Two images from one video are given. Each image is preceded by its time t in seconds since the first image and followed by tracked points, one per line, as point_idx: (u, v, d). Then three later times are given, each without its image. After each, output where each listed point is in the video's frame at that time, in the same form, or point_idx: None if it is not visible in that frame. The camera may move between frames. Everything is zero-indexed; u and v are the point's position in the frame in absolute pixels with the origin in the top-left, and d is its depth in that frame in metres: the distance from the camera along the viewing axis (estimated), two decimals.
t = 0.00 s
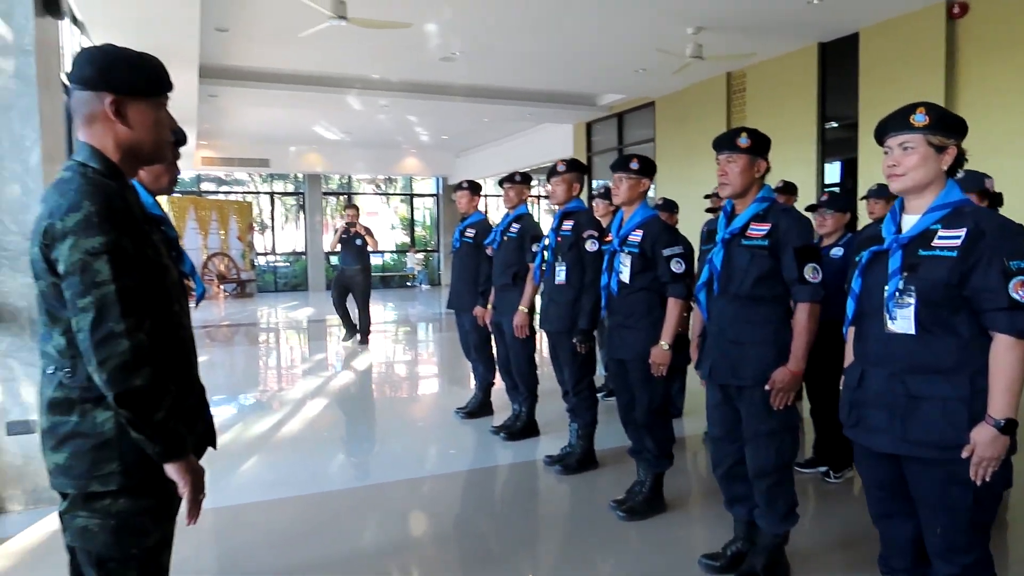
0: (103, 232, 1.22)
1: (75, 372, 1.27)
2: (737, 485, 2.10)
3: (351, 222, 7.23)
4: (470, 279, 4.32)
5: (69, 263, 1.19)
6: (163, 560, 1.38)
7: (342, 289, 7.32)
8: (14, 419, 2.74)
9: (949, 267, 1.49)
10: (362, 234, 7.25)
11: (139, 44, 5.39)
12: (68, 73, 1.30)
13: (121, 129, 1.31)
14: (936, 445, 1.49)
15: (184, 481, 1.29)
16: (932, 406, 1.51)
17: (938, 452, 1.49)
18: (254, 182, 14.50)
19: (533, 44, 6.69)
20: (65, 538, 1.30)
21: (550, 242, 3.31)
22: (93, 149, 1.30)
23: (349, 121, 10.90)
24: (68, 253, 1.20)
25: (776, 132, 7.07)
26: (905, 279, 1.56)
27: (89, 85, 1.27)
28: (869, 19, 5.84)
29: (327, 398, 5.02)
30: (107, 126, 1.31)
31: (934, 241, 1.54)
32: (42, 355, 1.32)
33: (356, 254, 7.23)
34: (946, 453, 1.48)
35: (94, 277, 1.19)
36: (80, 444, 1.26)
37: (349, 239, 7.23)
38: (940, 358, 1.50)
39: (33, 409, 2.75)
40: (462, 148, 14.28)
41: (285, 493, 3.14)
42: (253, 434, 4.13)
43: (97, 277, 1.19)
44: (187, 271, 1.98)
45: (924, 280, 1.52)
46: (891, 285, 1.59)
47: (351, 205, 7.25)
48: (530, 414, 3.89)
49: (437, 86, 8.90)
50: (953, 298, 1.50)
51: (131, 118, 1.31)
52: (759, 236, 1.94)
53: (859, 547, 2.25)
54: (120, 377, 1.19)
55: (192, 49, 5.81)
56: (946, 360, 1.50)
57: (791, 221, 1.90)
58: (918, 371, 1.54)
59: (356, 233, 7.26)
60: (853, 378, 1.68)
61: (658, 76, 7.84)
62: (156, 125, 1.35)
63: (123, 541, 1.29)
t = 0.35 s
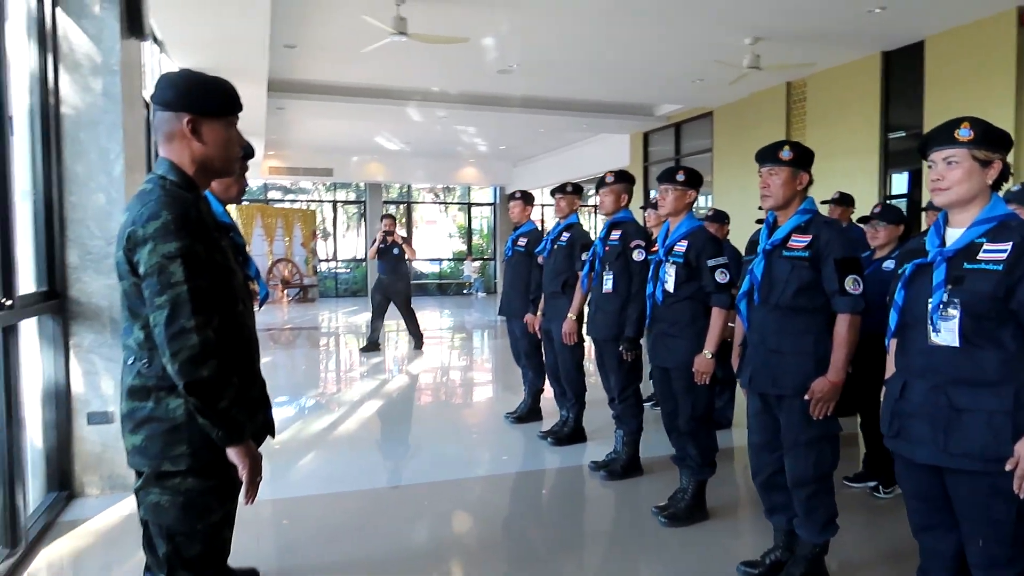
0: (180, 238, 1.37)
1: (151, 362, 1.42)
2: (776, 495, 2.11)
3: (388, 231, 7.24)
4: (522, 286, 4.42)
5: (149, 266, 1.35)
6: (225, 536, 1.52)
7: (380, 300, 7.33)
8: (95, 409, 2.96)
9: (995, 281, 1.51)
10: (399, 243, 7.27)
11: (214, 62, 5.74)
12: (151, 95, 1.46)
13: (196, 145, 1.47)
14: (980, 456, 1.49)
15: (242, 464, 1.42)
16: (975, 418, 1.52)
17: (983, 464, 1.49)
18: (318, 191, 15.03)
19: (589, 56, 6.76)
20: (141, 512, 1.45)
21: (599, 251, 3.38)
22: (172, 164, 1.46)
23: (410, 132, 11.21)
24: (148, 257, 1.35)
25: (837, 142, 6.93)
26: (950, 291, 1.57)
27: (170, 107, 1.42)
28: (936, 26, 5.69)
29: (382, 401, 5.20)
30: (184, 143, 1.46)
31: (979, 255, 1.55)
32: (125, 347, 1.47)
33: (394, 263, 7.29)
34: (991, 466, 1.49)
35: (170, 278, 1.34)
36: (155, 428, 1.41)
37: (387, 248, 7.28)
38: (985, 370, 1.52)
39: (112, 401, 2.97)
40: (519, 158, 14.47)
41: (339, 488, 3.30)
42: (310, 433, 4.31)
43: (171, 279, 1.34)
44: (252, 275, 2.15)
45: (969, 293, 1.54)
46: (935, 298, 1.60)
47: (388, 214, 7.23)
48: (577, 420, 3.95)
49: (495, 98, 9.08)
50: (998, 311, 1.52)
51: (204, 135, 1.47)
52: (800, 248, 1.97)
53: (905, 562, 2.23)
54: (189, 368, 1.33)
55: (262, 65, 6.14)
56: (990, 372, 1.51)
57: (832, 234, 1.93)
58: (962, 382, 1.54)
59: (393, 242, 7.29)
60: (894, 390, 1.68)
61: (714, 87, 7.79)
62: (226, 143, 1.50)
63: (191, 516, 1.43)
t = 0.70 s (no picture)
0: (222, 224, 1.45)
1: (195, 341, 1.50)
2: (799, 483, 2.18)
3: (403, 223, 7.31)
4: (552, 278, 4.47)
5: (193, 250, 1.43)
6: (262, 507, 1.60)
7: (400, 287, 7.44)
8: (140, 392, 3.10)
9: (1020, 269, 1.52)
10: (412, 236, 7.32)
11: (257, 58, 5.91)
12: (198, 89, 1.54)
13: (239, 136, 1.56)
14: (1003, 443, 1.50)
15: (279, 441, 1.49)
16: (999, 405, 1.52)
17: (1006, 451, 1.50)
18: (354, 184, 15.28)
19: (622, 50, 6.77)
20: (184, 482, 1.53)
21: (628, 242, 3.41)
22: (216, 155, 1.55)
23: (445, 126, 11.33)
24: (193, 242, 1.43)
25: (876, 135, 6.80)
26: (975, 280, 1.59)
27: (214, 99, 1.51)
28: (979, 16, 5.55)
29: (413, 390, 5.31)
30: (227, 134, 1.55)
31: (1005, 244, 1.56)
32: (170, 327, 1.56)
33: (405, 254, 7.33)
34: (1015, 453, 1.49)
35: (212, 262, 1.42)
36: (198, 402, 1.49)
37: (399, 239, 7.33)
38: (1008, 359, 1.52)
39: (156, 384, 3.11)
40: (553, 152, 14.48)
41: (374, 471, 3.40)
42: (345, 420, 4.43)
43: (213, 263, 1.42)
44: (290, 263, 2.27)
45: (994, 282, 1.55)
46: (961, 286, 1.61)
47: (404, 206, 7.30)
48: (605, 410, 4.00)
49: (529, 92, 9.13)
50: None
51: (247, 127, 1.55)
52: (825, 238, 2.01)
53: (930, 556, 2.25)
54: (229, 347, 1.40)
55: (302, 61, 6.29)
56: (1015, 361, 1.51)
57: (856, 224, 1.96)
58: (986, 370, 1.55)
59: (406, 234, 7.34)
60: (919, 378, 1.70)
61: (750, 79, 7.71)
62: (266, 134, 1.59)
63: (231, 486, 1.51)
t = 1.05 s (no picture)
0: (258, 214, 1.49)
1: (226, 330, 1.53)
2: (814, 485, 2.19)
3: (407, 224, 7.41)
4: (567, 280, 4.49)
5: (231, 243, 1.46)
6: (286, 494, 1.64)
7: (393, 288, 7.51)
8: (161, 385, 3.15)
9: None
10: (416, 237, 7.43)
11: (275, 59, 5.96)
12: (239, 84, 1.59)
13: (270, 134, 1.60)
14: None
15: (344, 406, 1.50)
16: (1022, 406, 1.55)
17: None
18: (369, 186, 15.35)
19: (639, 54, 6.78)
20: (211, 468, 1.57)
21: (643, 245, 3.42)
22: (247, 150, 1.59)
23: (460, 129, 11.38)
24: (230, 232, 1.47)
25: (894, 141, 6.77)
26: (999, 281, 1.61)
27: (252, 96, 1.55)
28: (999, 23, 5.53)
29: (425, 390, 5.32)
30: (259, 132, 1.59)
31: None
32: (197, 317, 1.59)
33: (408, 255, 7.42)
34: None
35: (253, 250, 1.45)
36: (226, 390, 1.53)
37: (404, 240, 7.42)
38: None
39: (176, 378, 3.16)
40: (567, 156, 14.51)
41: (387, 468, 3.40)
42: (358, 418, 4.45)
43: (254, 251, 1.45)
44: (312, 258, 2.31)
45: (1018, 284, 1.57)
46: (984, 288, 1.64)
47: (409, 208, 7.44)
48: (618, 412, 4.01)
49: (545, 95, 9.16)
50: None
51: (278, 125, 1.59)
52: (843, 240, 2.04)
53: (946, 559, 2.26)
54: (281, 328, 1.44)
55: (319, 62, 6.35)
56: None
57: (874, 226, 1.98)
58: (1009, 371, 1.58)
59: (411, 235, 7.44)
60: (943, 378, 1.73)
61: (766, 84, 7.69)
62: (297, 136, 1.62)
63: (258, 473, 1.55)
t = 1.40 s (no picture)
0: (275, 200, 1.46)
1: (230, 330, 1.53)
2: (811, 490, 2.21)
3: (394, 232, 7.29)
4: (564, 288, 4.50)
5: (258, 230, 1.41)
6: (287, 498, 1.66)
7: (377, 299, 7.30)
8: (159, 393, 3.15)
9: None
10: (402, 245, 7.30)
11: (272, 69, 5.98)
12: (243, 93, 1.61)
13: (271, 144, 1.61)
14: None
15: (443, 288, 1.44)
16: None
17: None
18: (363, 196, 15.35)
19: (634, 64, 6.83)
20: (213, 472, 1.58)
21: (641, 252, 3.45)
22: (248, 157, 1.61)
23: (455, 138, 11.42)
24: (253, 220, 1.42)
25: (886, 151, 6.85)
26: (1003, 287, 1.64)
27: (254, 105, 1.57)
28: (990, 35, 5.61)
29: (421, 399, 5.31)
30: (261, 141, 1.61)
31: None
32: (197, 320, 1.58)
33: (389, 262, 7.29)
34: None
35: (282, 223, 1.40)
36: (231, 392, 1.53)
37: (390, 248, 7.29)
38: None
39: (175, 386, 3.16)
40: (562, 165, 14.57)
41: (384, 475, 3.40)
42: (356, 426, 4.44)
43: (284, 223, 1.39)
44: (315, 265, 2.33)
45: (1022, 289, 1.60)
46: (989, 293, 1.67)
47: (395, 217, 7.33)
48: (615, 419, 4.01)
49: (540, 105, 9.21)
50: None
51: (279, 135, 1.60)
52: (839, 247, 2.06)
53: (943, 564, 2.28)
54: (346, 263, 1.34)
55: (317, 72, 6.38)
56: None
57: (870, 234, 2.01)
58: (1013, 376, 1.60)
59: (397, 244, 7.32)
60: (946, 383, 1.75)
61: (760, 95, 7.76)
62: (298, 146, 1.63)
63: (260, 478, 1.57)
